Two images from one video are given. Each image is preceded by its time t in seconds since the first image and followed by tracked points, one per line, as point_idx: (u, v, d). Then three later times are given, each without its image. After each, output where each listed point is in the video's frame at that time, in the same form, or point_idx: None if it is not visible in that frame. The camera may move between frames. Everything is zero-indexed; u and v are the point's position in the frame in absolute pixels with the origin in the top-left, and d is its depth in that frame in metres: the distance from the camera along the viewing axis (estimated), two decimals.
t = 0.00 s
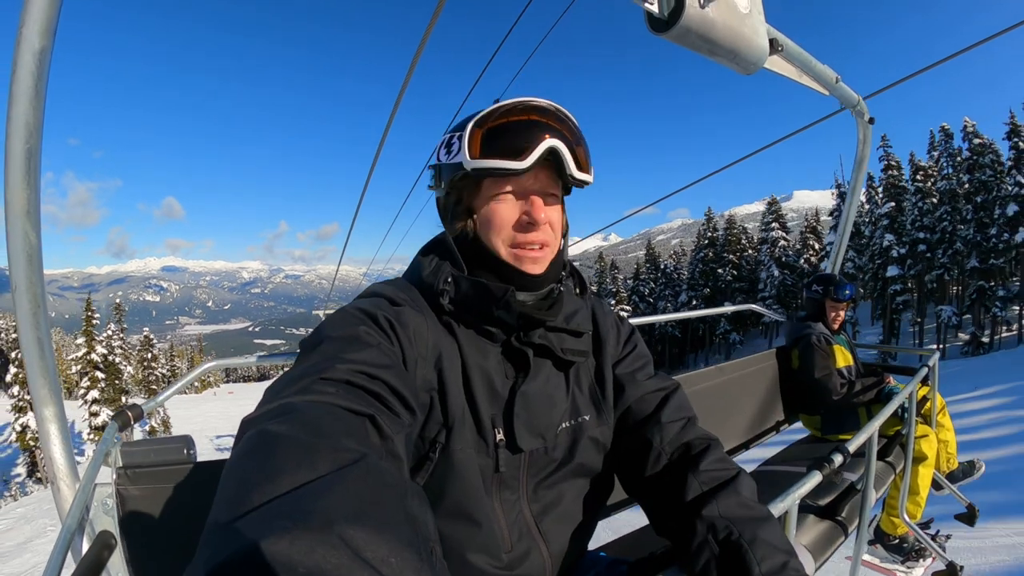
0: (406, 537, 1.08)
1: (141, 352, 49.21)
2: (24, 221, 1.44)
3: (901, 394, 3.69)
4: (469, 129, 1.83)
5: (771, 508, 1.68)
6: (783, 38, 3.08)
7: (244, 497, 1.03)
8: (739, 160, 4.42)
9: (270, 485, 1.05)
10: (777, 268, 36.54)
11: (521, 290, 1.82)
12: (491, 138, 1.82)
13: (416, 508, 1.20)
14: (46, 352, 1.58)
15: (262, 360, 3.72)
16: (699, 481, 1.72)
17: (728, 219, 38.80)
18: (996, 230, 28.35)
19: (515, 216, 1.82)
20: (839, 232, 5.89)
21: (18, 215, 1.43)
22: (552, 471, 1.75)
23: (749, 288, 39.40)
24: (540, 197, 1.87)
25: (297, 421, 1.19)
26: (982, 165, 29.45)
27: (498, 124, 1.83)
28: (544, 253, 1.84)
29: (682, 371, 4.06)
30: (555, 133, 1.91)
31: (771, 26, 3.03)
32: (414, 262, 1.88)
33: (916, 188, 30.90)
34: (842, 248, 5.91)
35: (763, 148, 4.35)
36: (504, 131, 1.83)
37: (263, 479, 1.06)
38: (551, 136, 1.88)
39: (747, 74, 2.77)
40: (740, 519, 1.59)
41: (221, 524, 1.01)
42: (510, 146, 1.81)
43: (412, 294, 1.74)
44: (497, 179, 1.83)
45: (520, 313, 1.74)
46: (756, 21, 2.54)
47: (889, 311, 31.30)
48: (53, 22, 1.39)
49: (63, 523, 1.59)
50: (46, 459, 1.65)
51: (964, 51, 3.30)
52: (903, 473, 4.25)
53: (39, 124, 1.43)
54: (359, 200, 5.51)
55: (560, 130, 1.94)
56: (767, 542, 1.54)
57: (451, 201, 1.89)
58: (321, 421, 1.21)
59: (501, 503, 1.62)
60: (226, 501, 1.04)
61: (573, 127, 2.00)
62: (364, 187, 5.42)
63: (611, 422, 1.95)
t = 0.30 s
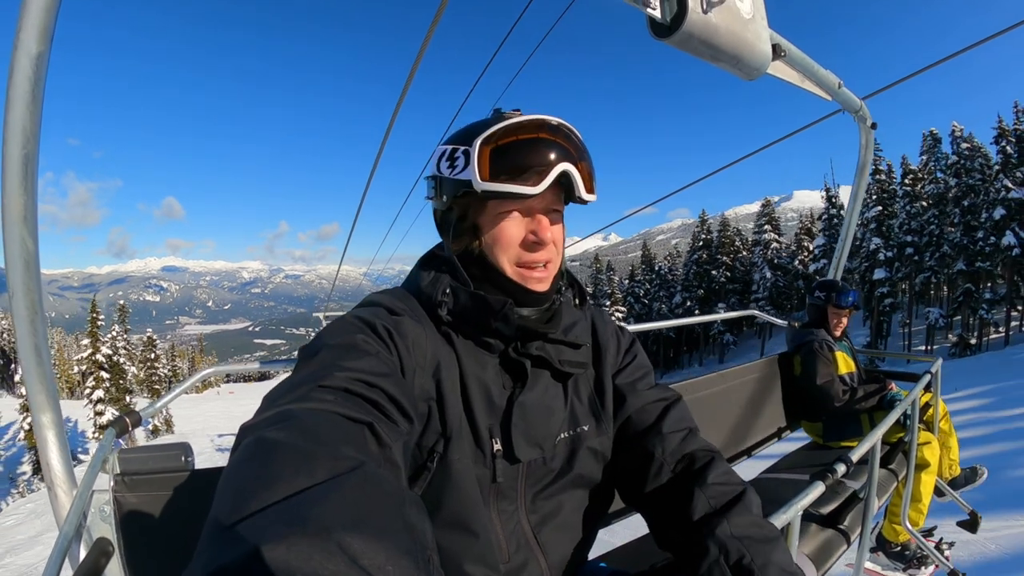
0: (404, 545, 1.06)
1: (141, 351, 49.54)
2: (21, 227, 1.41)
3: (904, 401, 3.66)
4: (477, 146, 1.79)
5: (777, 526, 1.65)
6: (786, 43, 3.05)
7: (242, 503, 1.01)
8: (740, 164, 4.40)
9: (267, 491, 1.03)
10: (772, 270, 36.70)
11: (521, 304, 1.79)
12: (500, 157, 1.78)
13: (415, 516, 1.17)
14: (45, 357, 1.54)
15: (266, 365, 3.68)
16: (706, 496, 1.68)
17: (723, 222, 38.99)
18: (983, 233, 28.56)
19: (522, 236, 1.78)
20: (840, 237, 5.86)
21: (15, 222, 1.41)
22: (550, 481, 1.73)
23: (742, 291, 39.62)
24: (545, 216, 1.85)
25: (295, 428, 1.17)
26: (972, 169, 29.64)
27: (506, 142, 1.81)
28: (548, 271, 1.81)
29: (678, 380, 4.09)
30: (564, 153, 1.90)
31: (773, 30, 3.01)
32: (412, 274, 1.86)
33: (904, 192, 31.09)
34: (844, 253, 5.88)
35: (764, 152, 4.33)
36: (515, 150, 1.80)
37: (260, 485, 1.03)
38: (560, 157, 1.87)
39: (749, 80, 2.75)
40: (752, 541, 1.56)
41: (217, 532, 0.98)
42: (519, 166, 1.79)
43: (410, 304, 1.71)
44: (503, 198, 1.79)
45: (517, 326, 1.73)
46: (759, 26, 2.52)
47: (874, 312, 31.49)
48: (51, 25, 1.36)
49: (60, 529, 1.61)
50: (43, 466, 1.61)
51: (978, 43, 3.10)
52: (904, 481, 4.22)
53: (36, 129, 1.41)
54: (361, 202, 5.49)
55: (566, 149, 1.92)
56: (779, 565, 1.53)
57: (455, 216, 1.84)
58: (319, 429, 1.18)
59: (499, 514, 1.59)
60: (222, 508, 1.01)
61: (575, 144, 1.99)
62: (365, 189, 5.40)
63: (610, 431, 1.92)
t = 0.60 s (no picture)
0: (400, 524, 1.06)
1: (141, 352, 49.95)
2: (21, 215, 1.42)
3: (902, 396, 3.65)
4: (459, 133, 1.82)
5: (771, 515, 1.66)
6: (781, 38, 3.06)
7: (239, 485, 1.01)
8: (737, 159, 4.42)
9: (263, 473, 1.03)
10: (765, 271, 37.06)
11: (513, 288, 1.79)
12: (480, 143, 1.80)
13: (410, 496, 1.17)
14: (42, 346, 1.56)
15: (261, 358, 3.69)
16: (699, 483, 1.68)
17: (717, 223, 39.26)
18: (969, 235, 28.87)
19: (504, 221, 1.79)
20: (838, 234, 5.87)
21: (15, 209, 1.41)
22: (546, 466, 1.73)
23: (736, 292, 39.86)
24: (529, 202, 1.84)
25: (291, 409, 1.17)
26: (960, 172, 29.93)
27: (487, 128, 1.82)
28: (532, 257, 1.80)
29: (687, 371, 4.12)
30: (547, 139, 1.88)
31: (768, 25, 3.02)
32: (407, 257, 1.86)
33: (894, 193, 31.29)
34: (842, 251, 5.88)
35: (760, 147, 4.36)
36: (495, 136, 1.81)
37: (257, 467, 1.04)
38: (541, 142, 1.85)
39: (744, 74, 2.75)
40: (745, 532, 1.55)
41: (214, 514, 0.98)
42: (498, 152, 1.79)
43: (404, 286, 1.72)
44: (486, 185, 1.80)
45: (510, 308, 1.73)
46: (754, 20, 2.53)
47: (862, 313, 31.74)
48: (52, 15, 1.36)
49: (52, 516, 1.60)
50: (38, 454, 1.61)
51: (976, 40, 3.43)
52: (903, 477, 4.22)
53: (36, 117, 1.41)
54: (360, 200, 5.52)
55: (552, 134, 1.91)
56: (770, 557, 1.53)
57: (443, 202, 1.87)
58: (314, 410, 1.19)
59: (494, 497, 1.59)
60: (221, 490, 1.02)
61: (564, 130, 1.96)
62: (365, 187, 5.43)
63: (605, 414, 1.93)
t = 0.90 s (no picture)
0: (401, 531, 1.05)
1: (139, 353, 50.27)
2: (21, 218, 1.41)
3: (902, 401, 3.64)
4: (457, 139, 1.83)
5: (772, 523, 1.65)
6: (782, 43, 3.06)
7: (240, 489, 1.01)
8: (737, 164, 4.43)
9: (264, 478, 1.02)
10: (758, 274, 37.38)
11: (512, 296, 1.80)
12: (477, 148, 1.80)
13: (412, 502, 1.16)
14: (42, 349, 1.55)
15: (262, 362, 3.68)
16: (702, 491, 1.68)
17: (711, 227, 39.56)
18: (956, 240, 29.29)
19: (500, 226, 1.78)
20: (839, 238, 5.86)
21: (14, 212, 1.40)
22: (548, 472, 1.72)
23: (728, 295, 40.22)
24: (527, 208, 1.82)
25: (293, 414, 1.17)
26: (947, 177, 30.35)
27: (485, 133, 1.82)
28: (529, 263, 1.79)
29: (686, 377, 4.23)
30: (543, 145, 1.87)
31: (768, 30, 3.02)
32: (411, 262, 1.86)
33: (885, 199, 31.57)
34: (843, 255, 5.88)
35: (759, 151, 4.38)
36: (491, 141, 1.81)
37: (257, 472, 1.03)
38: (536, 148, 1.84)
39: (745, 79, 2.75)
40: (746, 541, 1.55)
41: (214, 518, 0.98)
42: (494, 157, 1.79)
43: (407, 291, 1.72)
44: (483, 190, 1.79)
45: (512, 314, 1.72)
46: (754, 25, 2.53)
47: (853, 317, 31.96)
48: (53, 19, 1.36)
49: (53, 521, 1.60)
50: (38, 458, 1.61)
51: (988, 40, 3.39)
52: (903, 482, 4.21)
53: (37, 121, 1.40)
54: (360, 203, 5.53)
55: (550, 140, 1.90)
56: (772, 566, 1.52)
57: (444, 209, 1.88)
58: (316, 414, 1.18)
59: (496, 503, 1.59)
60: (221, 494, 1.01)
61: (564, 137, 1.96)
62: (366, 190, 5.44)
63: (609, 420, 1.92)
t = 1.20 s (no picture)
0: (409, 533, 1.04)
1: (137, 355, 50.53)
2: (22, 220, 1.40)
3: (903, 401, 3.63)
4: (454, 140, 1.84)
5: (776, 524, 1.64)
6: (782, 45, 3.06)
7: (247, 491, 1.00)
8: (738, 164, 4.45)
9: (271, 480, 1.02)
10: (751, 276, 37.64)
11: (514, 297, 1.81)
12: (473, 148, 1.80)
13: (419, 504, 1.15)
14: (44, 352, 1.54)
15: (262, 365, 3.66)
16: (705, 492, 1.67)
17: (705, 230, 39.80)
18: (943, 244, 29.58)
19: (495, 227, 1.76)
20: (839, 240, 5.85)
21: (16, 215, 1.40)
22: (552, 475, 1.71)
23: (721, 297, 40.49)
24: (523, 209, 1.80)
25: (300, 416, 1.16)
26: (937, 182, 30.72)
27: (482, 133, 1.82)
28: (526, 264, 1.77)
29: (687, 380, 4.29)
30: (535, 145, 1.84)
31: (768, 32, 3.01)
32: (415, 265, 1.86)
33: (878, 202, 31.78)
34: (843, 255, 5.88)
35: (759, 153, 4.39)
36: (483, 142, 1.80)
37: (265, 474, 1.03)
38: (527, 148, 1.81)
39: (746, 81, 2.74)
40: (751, 541, 1.55)
41: (221, 519, 0.97)
42: (489, 157, 1.78)
43: (411, 294, 1.71)
44: (479, 190, 1.78)
45: (516, 317, 1.72)
46: (755, 28, 2.52)
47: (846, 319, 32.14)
48: (55, 22, 1.36)
49: (54, 525, 1.62)
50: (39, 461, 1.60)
51: (984, 37, 3.35)
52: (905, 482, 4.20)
53: (39, 123, 1.39)
54: (361, 205, 5.53)
55: (548, 142, 1.89)
56: (776, 567, 1.52)
57: (445, 210, 1.90)
58: (324, 417, 1.17)
59: (501, 506, 1.58)
60: (228, 497, 1.00)
61: (562, 138, 1.95)
62: (366, 192, 5.45)
63: (612, 423, 1.91)
